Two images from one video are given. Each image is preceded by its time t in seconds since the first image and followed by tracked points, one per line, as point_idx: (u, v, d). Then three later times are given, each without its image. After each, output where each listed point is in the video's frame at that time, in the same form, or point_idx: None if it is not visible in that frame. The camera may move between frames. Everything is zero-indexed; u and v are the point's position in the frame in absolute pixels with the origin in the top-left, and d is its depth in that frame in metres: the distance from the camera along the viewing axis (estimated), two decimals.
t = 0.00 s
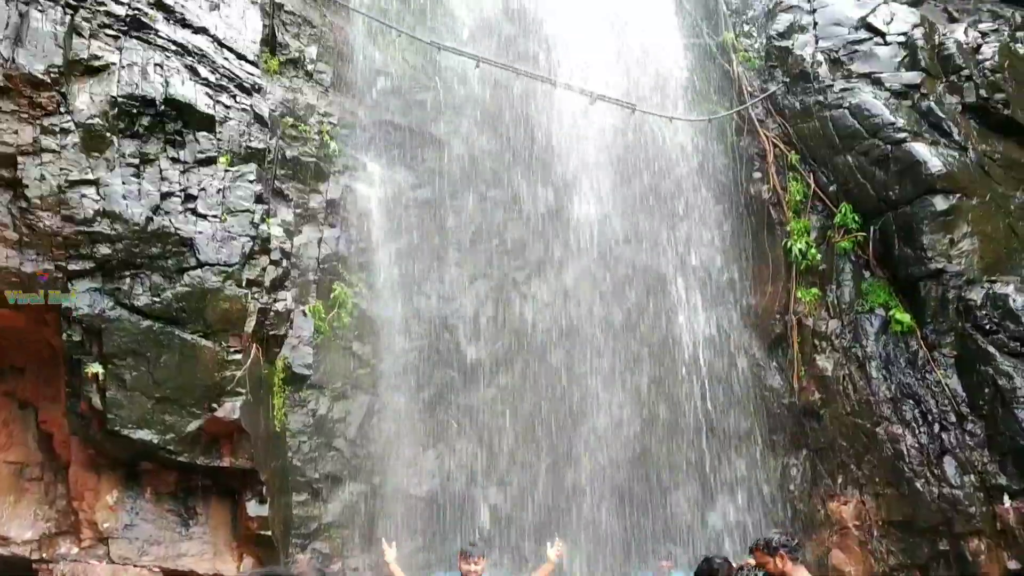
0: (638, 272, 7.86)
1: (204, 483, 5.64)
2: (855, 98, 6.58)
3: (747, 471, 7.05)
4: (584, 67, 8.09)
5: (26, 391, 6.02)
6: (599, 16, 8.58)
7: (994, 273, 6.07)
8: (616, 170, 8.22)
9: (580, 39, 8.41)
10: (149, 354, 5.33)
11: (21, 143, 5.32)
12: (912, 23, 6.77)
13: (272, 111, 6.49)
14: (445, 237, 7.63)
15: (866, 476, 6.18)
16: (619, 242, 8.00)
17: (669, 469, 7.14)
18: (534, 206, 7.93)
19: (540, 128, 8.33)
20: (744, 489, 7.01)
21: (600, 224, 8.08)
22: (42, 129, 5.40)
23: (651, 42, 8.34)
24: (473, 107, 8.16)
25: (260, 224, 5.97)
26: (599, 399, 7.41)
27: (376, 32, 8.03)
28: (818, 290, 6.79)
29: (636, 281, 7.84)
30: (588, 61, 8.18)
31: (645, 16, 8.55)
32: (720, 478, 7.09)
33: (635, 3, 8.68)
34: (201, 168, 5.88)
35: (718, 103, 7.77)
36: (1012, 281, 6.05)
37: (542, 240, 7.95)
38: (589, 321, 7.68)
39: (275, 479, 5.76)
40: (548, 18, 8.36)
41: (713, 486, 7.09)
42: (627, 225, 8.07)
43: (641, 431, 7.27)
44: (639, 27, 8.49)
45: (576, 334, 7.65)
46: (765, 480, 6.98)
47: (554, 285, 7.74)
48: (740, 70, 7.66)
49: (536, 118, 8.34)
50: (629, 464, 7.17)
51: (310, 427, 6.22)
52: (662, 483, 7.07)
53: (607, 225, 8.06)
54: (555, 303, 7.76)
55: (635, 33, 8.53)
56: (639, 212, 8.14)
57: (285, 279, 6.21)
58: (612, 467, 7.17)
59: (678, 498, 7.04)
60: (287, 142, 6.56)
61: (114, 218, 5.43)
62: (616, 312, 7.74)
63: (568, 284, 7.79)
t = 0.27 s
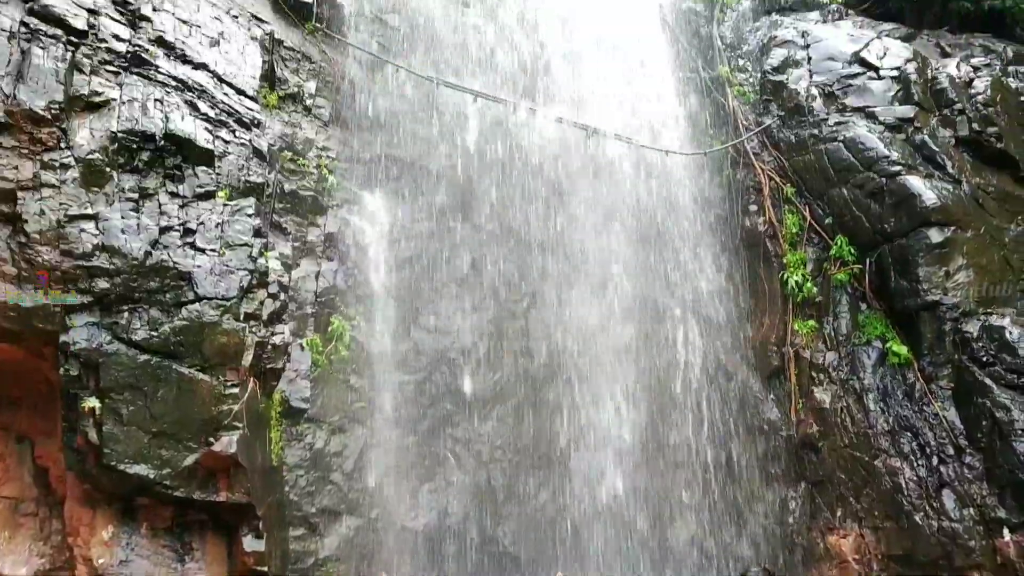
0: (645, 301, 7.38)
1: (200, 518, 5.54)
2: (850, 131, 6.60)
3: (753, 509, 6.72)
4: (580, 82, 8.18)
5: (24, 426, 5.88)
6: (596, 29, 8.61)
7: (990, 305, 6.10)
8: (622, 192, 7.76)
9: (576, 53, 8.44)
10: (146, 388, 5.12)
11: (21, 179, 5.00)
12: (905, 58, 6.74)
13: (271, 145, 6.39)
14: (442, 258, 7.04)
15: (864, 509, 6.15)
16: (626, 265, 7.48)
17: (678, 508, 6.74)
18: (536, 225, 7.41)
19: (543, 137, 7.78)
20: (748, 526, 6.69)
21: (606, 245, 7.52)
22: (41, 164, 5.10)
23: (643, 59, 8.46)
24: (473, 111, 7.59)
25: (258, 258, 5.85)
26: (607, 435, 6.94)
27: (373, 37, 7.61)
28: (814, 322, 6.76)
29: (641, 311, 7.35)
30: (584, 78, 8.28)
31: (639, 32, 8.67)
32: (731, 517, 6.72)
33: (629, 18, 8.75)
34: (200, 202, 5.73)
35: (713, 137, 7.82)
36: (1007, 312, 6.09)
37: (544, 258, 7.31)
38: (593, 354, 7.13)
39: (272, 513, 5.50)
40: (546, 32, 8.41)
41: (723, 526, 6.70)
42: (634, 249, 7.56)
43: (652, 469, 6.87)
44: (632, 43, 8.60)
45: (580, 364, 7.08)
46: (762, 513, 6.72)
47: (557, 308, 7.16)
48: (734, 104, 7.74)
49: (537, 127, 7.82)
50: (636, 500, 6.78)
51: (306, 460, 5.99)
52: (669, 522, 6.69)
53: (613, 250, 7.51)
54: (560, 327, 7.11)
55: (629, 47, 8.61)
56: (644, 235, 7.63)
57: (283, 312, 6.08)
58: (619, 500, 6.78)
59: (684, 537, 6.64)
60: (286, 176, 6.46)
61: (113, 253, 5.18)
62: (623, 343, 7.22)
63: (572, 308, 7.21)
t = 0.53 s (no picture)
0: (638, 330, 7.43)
1: (197, 554, 5.26)
2: (845, 164, 6.63)
3: (753, 545, 6.64)
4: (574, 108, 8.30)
5: (22, 460, 5.50)
6: (589, 58, 8.80)
7: (987, 335, 6.12)
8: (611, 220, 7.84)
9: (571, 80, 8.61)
10: (143, 422, 4.94)
11: (21, 215, 4.80)
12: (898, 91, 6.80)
13: (270, 179, 6.30)
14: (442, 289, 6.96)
15: (865, 542, 6.12)
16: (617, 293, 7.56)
17: (675, 540, 6.73)
18: (531, 254, 7.41)
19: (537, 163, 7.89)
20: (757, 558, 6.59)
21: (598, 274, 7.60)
22: (41, 199, 4.90)
23: (638, 83, 8.57)
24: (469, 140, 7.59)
25: (257, 292, 5.70)
26: (602, 466, 6.92)
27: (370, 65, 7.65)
28: (812, 354, 6.71)
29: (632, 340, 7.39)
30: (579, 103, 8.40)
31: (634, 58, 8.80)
32: (730, 550, 6.65)
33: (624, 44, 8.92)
34: (198, 236, 5.58)
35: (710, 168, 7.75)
36: (1005, 342, 6.12)
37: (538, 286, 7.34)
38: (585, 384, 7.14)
39: (269, 549, 5.38)
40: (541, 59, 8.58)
41: (724, 559, 6.61)
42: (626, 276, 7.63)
43: (647, 500, 6.87)
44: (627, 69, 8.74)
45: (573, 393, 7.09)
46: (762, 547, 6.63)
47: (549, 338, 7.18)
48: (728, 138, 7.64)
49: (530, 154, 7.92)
50: (630, 531, 6.74)
51: (304, 494, 5.80)
52: (671, 556, 6.65)
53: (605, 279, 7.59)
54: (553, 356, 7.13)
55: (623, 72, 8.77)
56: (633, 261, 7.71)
57: (280, 346, 5.92)
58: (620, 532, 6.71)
59: (682, 571, 6.56)
60: (284, 211, 6.34)
61: (111, 286, 5.00)
62: (615, 373, 7.23)
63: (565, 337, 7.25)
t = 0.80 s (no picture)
0: (637, 362, 7.31)
1: None
2: (840, 196, 6.67)
3: None
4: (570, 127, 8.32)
5: (17, 494, 5.41)
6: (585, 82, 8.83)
7: (986, 366, 6.11)
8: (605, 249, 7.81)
9: (564, 102, 8.70)
10: (142, 457, 4.86)
11: (21, 249, 4.81)
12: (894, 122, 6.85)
13: (270, 212, 6.32)
14: (441, 320, 6.94)
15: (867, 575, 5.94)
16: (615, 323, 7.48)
17: None
18: (529, 283, 7.38)
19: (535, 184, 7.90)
20: None
21: (596, 304, 7.52)
22: (41, 233, 4.92)
23: (631, 101, 8.63)
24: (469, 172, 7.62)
25: (255, 326, 5.64)
26: (600, 501, 6.80)
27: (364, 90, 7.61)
28: (811, 384, 6.73)
29: (631, 370, 7.28)
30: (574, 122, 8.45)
31: (624, 78, 8.91)
32: None
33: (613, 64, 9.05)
34: (198, 269, 5.56)
35: (708, 202, 7.69)
36: (1004, 374, 6.12)
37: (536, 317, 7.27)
38: (583, 414, 7.03)
39: None
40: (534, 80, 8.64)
41: None
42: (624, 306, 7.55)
43: (645, 535, 6.71)
44: (619, 89, 8.83)
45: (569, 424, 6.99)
46: None
47: (546, 369, 7.09)
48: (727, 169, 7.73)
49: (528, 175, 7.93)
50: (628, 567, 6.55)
51: (302, 528, 5.74)
52: None
53: (604, 309, 7.50)
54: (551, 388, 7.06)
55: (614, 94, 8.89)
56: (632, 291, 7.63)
57: (279, 379, 5.90)
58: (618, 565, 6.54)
59: None
60: (284, 243, 6.35)
61: (112, 321, 4.99)
62: (614, 403, 7.14)
63: (563, 369, 7.16)
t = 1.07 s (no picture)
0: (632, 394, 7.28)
1: None
2: (839, 229, 6.69)
3: None
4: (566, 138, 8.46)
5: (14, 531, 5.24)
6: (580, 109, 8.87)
7: (987, 399, 6.05)
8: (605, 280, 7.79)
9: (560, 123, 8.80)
10: (141, 492, 4.78)
11: (24, 285, 4.68)
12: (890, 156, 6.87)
13: (271, 246, 6.30)
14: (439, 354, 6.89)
15: None
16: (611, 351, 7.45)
17: None
18: (526, 319, 7.34)
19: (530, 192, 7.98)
20: None
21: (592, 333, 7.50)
22: (42, 268, 4.78)
23: (623, 115, 8.83)
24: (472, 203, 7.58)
25: (255, 359, 5.64)
26: (599, 538, 6.67)
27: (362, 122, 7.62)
28: (811, 417, 6.70)
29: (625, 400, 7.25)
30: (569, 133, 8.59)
31: (617, 93, 9.14)
32: None
33: (605, 81, 9.29)
34: (198, 303, 5.53)
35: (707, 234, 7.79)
36: (1005, 407, 6.06)
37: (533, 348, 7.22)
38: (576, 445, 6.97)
39: None
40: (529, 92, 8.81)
41: None
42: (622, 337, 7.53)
43: None
44: (612, 103, 9.03)
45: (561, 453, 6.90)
46: None
47: (539, 400, 7.02)
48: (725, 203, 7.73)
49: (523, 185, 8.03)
50: None
51: (302, 564, 5.63)
52: None
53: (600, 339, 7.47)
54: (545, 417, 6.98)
55: (605, 111, 9.13)
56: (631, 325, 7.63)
57: (279, 413, 5.85)
58: None
59: None
60: (284, 276, 6.34)
61: (111, 355, 4.87)
62: (607, 433, 7.09)
63: (558, 398, 7.12)
